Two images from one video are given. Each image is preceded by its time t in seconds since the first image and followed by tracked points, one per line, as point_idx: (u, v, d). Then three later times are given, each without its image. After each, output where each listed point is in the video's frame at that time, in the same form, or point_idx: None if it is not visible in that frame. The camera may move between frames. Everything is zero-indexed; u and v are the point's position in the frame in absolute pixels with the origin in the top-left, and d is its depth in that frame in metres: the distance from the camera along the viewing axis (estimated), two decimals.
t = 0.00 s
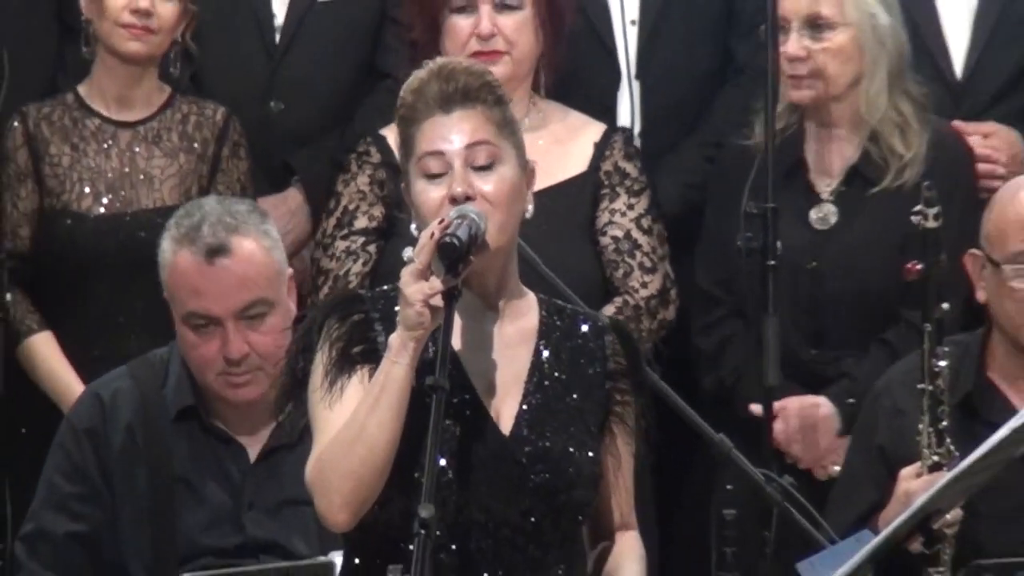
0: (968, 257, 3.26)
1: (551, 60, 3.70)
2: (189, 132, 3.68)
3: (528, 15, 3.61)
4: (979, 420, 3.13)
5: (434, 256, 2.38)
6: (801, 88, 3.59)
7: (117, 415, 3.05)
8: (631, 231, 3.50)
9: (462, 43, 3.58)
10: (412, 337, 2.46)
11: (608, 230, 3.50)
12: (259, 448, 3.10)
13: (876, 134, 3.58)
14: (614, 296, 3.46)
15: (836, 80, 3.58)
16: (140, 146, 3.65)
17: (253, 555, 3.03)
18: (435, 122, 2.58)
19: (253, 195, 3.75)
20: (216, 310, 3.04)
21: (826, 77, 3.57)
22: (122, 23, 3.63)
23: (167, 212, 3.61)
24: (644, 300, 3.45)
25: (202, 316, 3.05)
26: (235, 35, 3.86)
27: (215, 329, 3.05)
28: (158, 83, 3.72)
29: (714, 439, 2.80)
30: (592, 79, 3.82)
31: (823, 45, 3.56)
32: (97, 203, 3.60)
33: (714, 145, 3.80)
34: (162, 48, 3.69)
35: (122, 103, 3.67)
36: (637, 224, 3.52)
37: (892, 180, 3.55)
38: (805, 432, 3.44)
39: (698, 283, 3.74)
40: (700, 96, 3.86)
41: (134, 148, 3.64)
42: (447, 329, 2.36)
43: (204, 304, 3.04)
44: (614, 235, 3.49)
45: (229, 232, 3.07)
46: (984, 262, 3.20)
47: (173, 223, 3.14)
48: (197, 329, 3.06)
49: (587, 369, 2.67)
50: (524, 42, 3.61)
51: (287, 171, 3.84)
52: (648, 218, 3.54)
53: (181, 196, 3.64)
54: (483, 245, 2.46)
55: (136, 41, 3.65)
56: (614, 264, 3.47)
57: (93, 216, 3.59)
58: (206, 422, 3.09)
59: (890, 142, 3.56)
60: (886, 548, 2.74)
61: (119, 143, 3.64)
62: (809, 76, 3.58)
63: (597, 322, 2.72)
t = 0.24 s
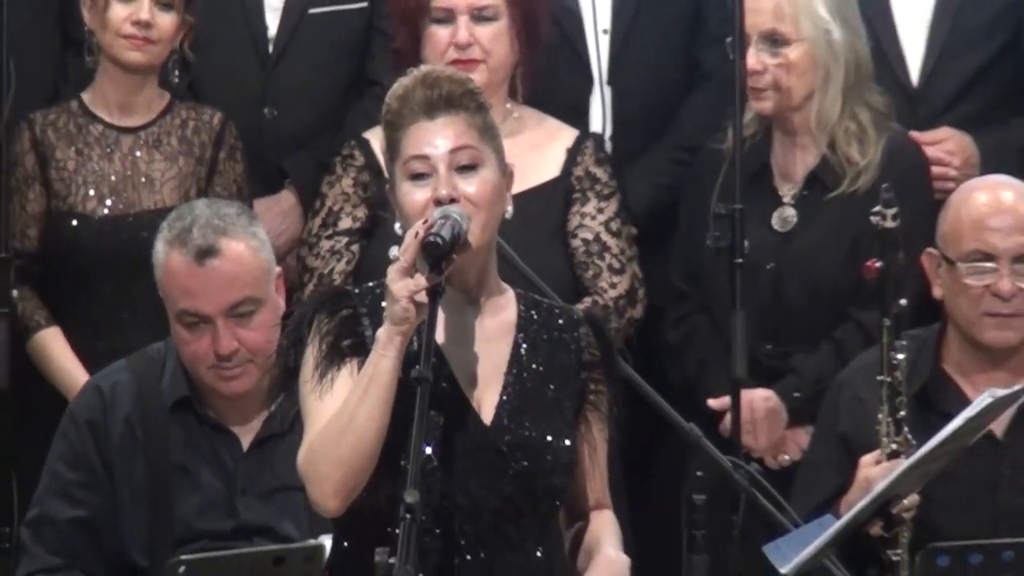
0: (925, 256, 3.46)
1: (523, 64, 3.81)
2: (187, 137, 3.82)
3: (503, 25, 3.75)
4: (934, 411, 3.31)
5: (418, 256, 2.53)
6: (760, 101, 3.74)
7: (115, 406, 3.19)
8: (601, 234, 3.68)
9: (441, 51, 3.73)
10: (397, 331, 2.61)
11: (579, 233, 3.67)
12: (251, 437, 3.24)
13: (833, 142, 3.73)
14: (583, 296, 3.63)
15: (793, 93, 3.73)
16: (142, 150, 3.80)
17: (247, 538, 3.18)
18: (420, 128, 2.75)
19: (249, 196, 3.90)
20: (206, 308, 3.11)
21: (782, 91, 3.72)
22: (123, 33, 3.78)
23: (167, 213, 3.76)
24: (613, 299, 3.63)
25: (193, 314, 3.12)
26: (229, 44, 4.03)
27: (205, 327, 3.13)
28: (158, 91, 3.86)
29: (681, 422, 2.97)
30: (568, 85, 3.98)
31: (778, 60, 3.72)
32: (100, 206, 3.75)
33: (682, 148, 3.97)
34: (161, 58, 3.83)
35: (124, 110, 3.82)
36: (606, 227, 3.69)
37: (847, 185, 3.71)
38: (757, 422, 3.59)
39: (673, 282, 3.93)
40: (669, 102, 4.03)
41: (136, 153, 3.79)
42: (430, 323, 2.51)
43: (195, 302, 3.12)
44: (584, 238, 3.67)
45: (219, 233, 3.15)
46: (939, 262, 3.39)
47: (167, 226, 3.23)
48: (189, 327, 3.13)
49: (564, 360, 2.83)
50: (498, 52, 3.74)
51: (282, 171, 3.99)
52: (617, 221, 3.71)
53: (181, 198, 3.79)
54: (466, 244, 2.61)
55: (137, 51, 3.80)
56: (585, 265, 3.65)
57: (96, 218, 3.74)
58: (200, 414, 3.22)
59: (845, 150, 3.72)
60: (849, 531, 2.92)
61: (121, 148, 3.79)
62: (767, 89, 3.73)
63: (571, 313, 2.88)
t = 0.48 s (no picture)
0: (883, 252, 3.62)
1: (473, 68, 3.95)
2: (183, 137, 3.99)
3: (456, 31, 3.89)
4: (891, 398, 3.48)
5: (401, 250, 2.70)
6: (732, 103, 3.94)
7: (114, 393, 3.36)
8: (558, 225, 3.85)
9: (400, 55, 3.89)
10: (382, 321, 2.79)
11: (537, 225, 3.84)
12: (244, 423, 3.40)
13: (799, 143, 3.90)
14: (543, 283, 3.77)
15: (762, 96, 3.92)
16: (139, 150, 3.96)
17: (239, 518, 3.35)
18: (403, 128, 2.91)
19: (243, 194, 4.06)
20: (203, 305, 3.27)
21: (750, 94, 3.91)
22: (121, 41, 3.94)
23: (164, 210, 3.92)
24: (572, 287, 3.77)
25: (190, 310, 3.27)
26: (219, 46, 4.19)
27: (202, 322, 3.28)
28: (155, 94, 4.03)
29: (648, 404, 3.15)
30: (539, 88, 4.15)
31: (747, 64, 3.91)
32: (100, 204, 3.91)
33: (651, 146, 4.14)
34: (156, 63, 3.99)
35: (122, 113, 3.99)
36: (563, 219, 3.87)
37: (812, 184, 3.87)
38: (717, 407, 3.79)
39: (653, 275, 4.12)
40: (636, 105, 4.19)
41: (134, 153, 3.96)
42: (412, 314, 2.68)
43: (192, 299, 3.27)
44: (542, 230, 3.84)
45: (216, 234, 3.30)
46: (897, 256, 3.56)
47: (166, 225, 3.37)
48: (186, 322, 3.29)
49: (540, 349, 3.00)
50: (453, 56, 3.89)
51: (277, 168, 4.16)
52: (572, 214, 3.89)
53: (177, 195, 3.95)
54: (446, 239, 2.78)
55: (134, 57, 3.96)
56: (544, 255, 3.81)
57: (95, 216, 3.91)
58: (197, 402, 3.38)
59: (811, 151, 3.89)
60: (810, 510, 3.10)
61: (120, 148, 3.95)
62: (736, 91, 3.93)
63: (546, 304, 3.05)
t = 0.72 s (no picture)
0: (833, 250, 3.78)
1: (417, 73, 4.13)
2: (164, 137, 4.15)
3: (399, 36, 4.07)
4: (838, 385, 3.68)
5: (374, 244, 2.89)
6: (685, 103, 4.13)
7: (100, 381, 3.53)
8: (501, 221, 4.01)
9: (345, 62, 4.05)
10: (355, 312, 2.96)
11: (482, 220, 4.00)
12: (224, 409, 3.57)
13: (751, 142, 4.09)
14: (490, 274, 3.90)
15: (713, 97, 4.10)
16: (123, 149, 4.12)
17: (217, 499, 3.52)
18: (376, 129, 3.08)
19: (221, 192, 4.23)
20: (193, 304, 3.43)
21: (702, 95, 4.10)
22: (103, 47, 4.12)
23: (148, 206, 4.09)
24: (515, 278, 3.93)
25: (179, 308, 3.44)
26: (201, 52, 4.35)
27: (191, 319, 3.45)
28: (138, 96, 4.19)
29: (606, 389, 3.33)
30: (504, 88, 4.32)
31: (699, 67, 4.09)
32: (85, 201, 4.08)
33: (609, 145, 4.31)
34: (138, 68, 4.16)
35: (105, 114, 4.15)
36: (506, 215, 4.03)
37: (763, 184, 4.06)
38: (674, 393, 3.98)
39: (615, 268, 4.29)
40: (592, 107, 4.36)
41: (117, 152, 4.12)
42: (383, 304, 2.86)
43: (183, 298, 3.43)
44: (487, 224, 3.99)
45: (207, 237, 3.45)
46: (847, 253, 3.72)
47: (159, 225, 3.53)
48: (176, 320, 3.45)
49: (506, 337, 3.17)
50: (397, 62, 4.06)
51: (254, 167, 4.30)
52: (513, 213, 4.07)
53: (158, 193, 4.11)
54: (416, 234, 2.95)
55: (116, 62, 4.13)
56: (490, 248, 3.95)
57: (80, 212, 4.07)
58: (179, 389, 3.54)
59: (764, 153, 4.07)
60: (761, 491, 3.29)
61: (104, 148, 4.12)
62: (689, 93, 4.11)
63: (509, 296, 3.22)
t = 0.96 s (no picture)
0: (760, 248, 3.96)
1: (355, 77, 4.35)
2: (127, 139, 4.36)
3: (335, 41, 4.29)
4: (761, 372, 3.89)
5: (326, 240, 3.11)
6: (618, 107, 4.38)
7: (69, 368, 3.73)
8: (436, 214, 4.21)
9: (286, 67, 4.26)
10: (308, 303, 3.18)
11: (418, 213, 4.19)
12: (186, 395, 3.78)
13: (681, 144, 4.33)
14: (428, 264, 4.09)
15: (642, 101, 4.34)
16: (87, 150, 4.33)
17: (178, 480, 3.73)
18: (329, 131, 3.28)
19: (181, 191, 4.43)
20: (189, 292, 3.66)
21: (632, 99, 4.34)
22: (65, 54, 4.31)
23: (112, 204, 4.30)
24: (451, 267, 4.14)
25: (175, 295, 3.66)
26: (160, 56, 4.55)
27: (183, 307, 3.67)
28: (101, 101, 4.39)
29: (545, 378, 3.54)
30: (448, 91, 4.55)
31: (630, 72, 4.34)
32: (51, 198, 4.28)
33: (547, 145, 4.53)
34: (98, 75, 4.35)
35: (70, 118, 4.35)
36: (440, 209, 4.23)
37: (690, 183, 4.30)
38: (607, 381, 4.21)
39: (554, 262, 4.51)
40: (530, 108, 4.58)
41: (81, 152, 4.32)
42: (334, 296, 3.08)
43: (181, 285, 3.66)
44: (423, 216, 4.18)
45: (207, 231, 3.69)
46: (775, 250, 3.90)
47: (154, 214, 3.72)
48: (169, 305, 3.67)
49: (450, 327, 3.39)
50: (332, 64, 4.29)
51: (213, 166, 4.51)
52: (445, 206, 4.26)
53: (120, 191, 4.31)
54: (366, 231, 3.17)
55: (79, 69, 4.32)
56: (426, 239, 4.14)
57: (46, 210, 4.27)
58: (143, 375, 3.76)
59: (694, 154, 4.32)
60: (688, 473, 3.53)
61: (69, 149, 4.32)
62: (622, 97, 4.36)
63: (457, 292, 3.43)
